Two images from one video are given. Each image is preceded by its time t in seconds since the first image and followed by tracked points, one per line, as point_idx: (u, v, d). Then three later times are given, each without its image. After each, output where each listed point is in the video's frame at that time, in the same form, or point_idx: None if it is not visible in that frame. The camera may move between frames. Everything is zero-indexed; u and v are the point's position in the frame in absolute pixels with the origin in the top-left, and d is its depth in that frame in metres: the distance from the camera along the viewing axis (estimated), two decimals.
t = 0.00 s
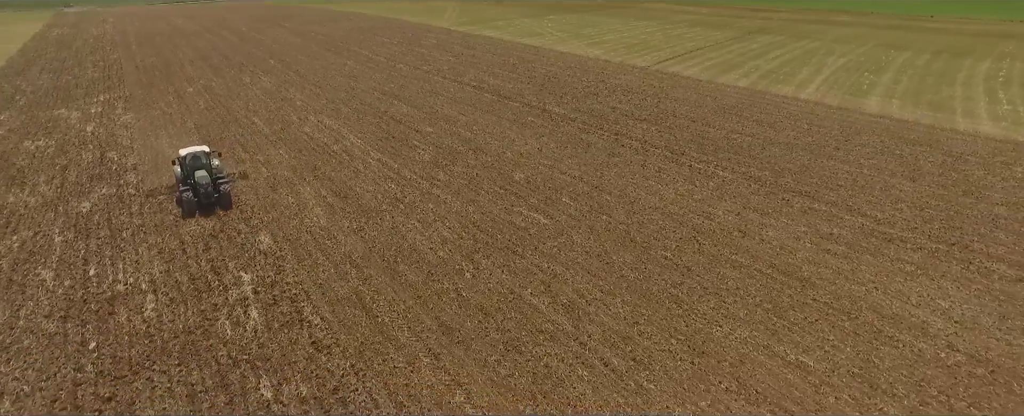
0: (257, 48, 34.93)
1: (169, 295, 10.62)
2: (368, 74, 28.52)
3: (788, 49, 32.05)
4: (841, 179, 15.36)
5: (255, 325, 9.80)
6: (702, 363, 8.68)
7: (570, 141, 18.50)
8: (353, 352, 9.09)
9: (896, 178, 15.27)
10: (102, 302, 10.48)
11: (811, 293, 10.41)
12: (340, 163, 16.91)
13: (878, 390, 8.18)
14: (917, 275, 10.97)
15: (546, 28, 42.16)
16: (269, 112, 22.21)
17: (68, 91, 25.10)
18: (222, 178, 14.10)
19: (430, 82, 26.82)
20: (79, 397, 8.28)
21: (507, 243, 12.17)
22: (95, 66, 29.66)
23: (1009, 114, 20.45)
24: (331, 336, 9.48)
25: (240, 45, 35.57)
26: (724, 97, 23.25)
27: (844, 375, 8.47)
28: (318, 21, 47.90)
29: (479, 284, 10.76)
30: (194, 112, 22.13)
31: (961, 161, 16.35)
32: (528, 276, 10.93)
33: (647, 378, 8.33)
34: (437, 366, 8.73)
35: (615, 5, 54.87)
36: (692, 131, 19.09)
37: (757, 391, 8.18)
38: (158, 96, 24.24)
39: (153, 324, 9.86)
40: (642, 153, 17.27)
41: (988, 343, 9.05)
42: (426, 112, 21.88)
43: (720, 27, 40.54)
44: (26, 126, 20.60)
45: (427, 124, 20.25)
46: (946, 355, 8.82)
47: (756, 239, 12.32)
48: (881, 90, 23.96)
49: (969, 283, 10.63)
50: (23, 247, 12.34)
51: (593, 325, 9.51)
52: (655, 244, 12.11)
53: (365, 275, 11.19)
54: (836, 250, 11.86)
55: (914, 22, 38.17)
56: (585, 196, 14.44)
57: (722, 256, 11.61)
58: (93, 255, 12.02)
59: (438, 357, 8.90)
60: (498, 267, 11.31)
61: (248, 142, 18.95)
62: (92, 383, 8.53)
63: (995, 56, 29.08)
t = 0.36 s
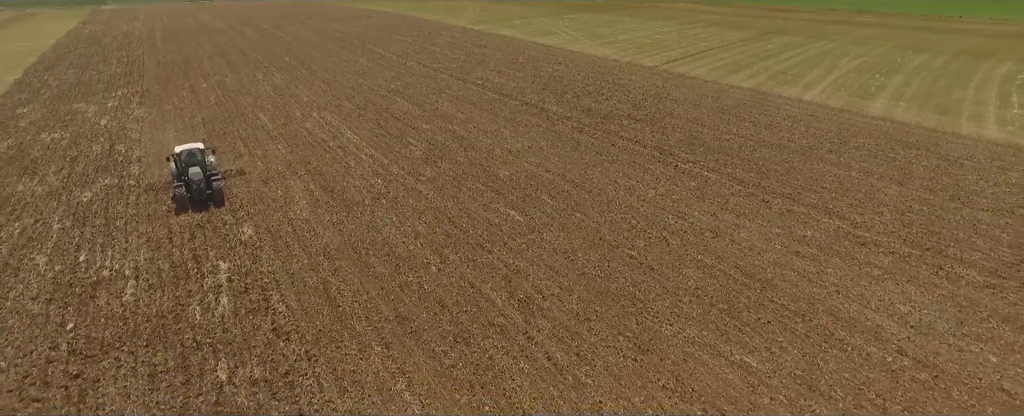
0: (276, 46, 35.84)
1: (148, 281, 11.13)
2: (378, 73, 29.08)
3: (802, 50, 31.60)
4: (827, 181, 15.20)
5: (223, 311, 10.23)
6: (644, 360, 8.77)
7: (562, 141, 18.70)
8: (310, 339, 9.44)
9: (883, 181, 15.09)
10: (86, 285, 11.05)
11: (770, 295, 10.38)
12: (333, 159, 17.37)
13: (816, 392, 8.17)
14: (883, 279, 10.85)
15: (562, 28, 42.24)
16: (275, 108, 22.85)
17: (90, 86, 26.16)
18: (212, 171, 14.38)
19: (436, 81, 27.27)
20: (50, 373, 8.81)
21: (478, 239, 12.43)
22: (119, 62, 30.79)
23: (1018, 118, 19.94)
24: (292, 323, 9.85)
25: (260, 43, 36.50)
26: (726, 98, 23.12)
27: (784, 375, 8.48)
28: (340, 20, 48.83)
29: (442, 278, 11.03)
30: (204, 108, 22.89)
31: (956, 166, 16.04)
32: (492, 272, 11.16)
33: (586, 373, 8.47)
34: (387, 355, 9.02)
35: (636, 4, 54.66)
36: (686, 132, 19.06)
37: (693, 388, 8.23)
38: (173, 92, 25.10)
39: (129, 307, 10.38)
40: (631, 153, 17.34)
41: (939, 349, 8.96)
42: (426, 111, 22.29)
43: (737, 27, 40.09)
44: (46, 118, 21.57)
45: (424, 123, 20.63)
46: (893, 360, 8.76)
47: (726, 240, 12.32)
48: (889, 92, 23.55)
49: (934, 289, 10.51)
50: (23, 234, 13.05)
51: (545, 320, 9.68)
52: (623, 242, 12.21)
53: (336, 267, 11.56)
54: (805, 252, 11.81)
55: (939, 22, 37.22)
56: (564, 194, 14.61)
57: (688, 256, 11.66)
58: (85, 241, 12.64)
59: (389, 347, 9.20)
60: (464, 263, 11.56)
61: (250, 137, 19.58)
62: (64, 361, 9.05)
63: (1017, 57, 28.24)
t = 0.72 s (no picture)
0: (301, 44, 36.86)
1: (140, 265, 11.75)
2: (394, 71, 29.70)
3: (824, 52, 30.99)
4: (820, 184, 15.01)
5: (205, 296, 10.76)
6: (594, 356, 8.90)
7: (561, 140, 18.88)
8: (279, 326, 9.87)
9: (878, 185, 14.82)
10: (83, 268, 11.74)
11: (735, 297, 10.37)
12: (335, 154, 17.92)
13: (760, 394, 8.15)
14: (854, 284, 10.71)
15: (585, 27, 42.24)
16: (290, 104, 23.58)
17: (121, 80, 27.42)
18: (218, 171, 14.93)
19: (450, 79, 27.71)
20: (37, 349, 9.46)
21: (457, 235, 12.73)
22: (151, 57, 32.10)
23: None
24: (265, 309, 10.32)
25: (287, 41, 37.58)
26: (735, 100, 22.91)
27: (732, 376, 8.50)
28: (368, 18, 49.81)
29: (415, 272, 11.37)
30: (223, 103, 23.78)
31: (959, 172, 15.63)
32: (463, 267, 11.44)
33: (534, 367, 8.65)
34: (347, 343, 9.39)
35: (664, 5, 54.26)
36: (686, 134, 19.02)
37: (636, 385, 8.32)
38: (196, 87, 26.12)
39: (118, 289, 10.99)
40: (626, 154, 17.42)
41: (897, 357, 8.83)
42: (434, 109, 22.74)
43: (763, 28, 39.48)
44: (75, 110, 22.72)
45: (430, 121, 21.07)
46: (847, 366, 8.67)
47: (702, 241, 12.32)
48: (907, 96, 22.98)
49: (905, 295, 10.35)
50: (36, 218, 13.88)
51: (505, 315, 9.90)
52: (598, 241, 12.34)
53: (316, 258, 12.01)
54: (781, 255, 11.73)
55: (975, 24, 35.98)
56: (551, 193, 14.80)
57: (660, 256, 11.74)
58: (90, 227, 13.38)
59: (351, 336, 9.57)
60: (440, 257, 11.88)
61: (261, 131, 20.30)
62: (51, 338, 9.70)
63: None
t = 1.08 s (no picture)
0: (332, 43, 37.95)
1: (143, 249, 12.46)
2: (417, 69, 30.32)
3: (854, 55, 30.21)
4: (818, 188, 14.77)
5: (196, 279, 11.36)
6: (550, 350, 9.10)
7: (565, 139, 19.07)
8: (259, 310, 10.39)
9: (879, 190, 14.50)
10: (91, 250, 12.52)
11: (704, 298, 10.38)
12: (344, 149, 18.52)
13: (706, 393, 8.20)
14: (830, 290, 10.57)
15: (614, 27, 42.10)
16: (310, 100, 24.38)
17: (158, 75, 28.78)
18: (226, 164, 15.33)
19: (469, 78, 28.16)
20: (38, 323, 10.22)
21: (443, 230, 13.08)
22: (189, 53, 33.50)
23: None
24: (249, 294, 10.85)
25: (319, 40, 38.74)
26: (750, 101, 22.61)
27: (682, 374, 8.57)
28: (402, 16, 50.76)
29: (396, 263, 11.76)
30: (248, 99, 24.75)
31: (968, 180, 15.17)
32: (443, 261, 11.79)
33: (489, 358, 8.91)
34: (318, 328, 9.83)
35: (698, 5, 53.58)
36: (692, 135, 18.94)
37: (585, 380, 8.48)
38: (226, 83, 27.22)
39: (120, 270, 11.70)
40: (627, 154, 17.48)
41: (856, 363, 8.73)
42: (448, 107, 23.20)
43: (795, 30, 38.65)
44: (111, 102, 23.99)
45: (441, 119, 21.54)
46: (802, 369, 8.62)
47: (684, 242, 12.34)
48: (932, 101, 22.28)
49: (880, 302, 10.19)
50: (58, 203, 14.82)
51: (473, 308, 10.19)
52: (580, 240, 12.49)
53: (306, 247, 12.53)
54: (761, 258, 11.67)
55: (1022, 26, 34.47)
56: (544, 191, 15.01)
57: (638, 255, 11.83)
58: (104, 212, 14.22)
59: (324, 322, 10.01)
60: (422, 250, 12.25)
61: (278, 126, 21.07)
62: (53, 313, 10.45)
63: None
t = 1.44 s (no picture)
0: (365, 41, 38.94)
1: (153, 232, 13.23)
2: (442, 67, 30.93)
3: (888, 59, 29.33)
4: (818, 192, 14.54)
5: (196, 262, 12.04)
6: (512, 341, 9.35)
7: (573, 138, 19.25)
8: (247, 293, 10.97)
9: (881, 196, 14.20)
10: (107, 232, 13.36)
11: (676, 297, 10.45)
12: (356, 144, 19.14)
13: (656, 390, 8.31)
14: (806, 294, 10.48)
15: (645, 28, 41.82)
16: (334, 97, 25.20)
17: (196, 70, 30.14)
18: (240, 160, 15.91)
19: (491, 77, 28.57)
20: (49, 297, 11.03)
21: (434, 223, 13.47)
22: (228, 49, 34.91)
23: None
24: (241, 278, 11.46)
25: (353, 39, 39.83)
26: (768, 103, 22.28)
27: (636, 369, 8.70)
28: (438, 15, 51.57)
29: (384, 254, 12.21)
30: (275, 94, 25.72)
31: (979, 188, 14.71)
32: (428, 253, 12.18)
33: (452, 347, 9.23)
34: (298, 312, 10.33)
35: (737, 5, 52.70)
36: (700, 137, 18.81)
37: (540, 372, 8.70)
38: (258, 79, 28.34)
39: (129, 252, 12.48)
40: (630, 155, 17.53)
41: (816, 367, 8.68)
42: (465, 105, 23.64)
43: (832, 33, 37.65)
44: (148, 95, 25.28)
45: (456, 116, 21.99)
46: (758, 371, 8.62)
47: (667, 242, 12.38)
48: (961, 106, 21.52)
49: (855, 308, 10.06)
50: (84, 187, 15.78)
51: (447, 299, 10.53)
52: (564, 237, 12.69)
53: (302, 236, 13.09)
54: (742, 260, 11.62)
55: None
56: (541, 189, 15.25)
57: (619, 254, 11.95)
58: (124, 197, 15.09)
59: (305, 306, 10.51)
60: (411, 242, 12.66)
61: (299, 120, 21.89)
62: (63, 289, 11.26)
63: None
